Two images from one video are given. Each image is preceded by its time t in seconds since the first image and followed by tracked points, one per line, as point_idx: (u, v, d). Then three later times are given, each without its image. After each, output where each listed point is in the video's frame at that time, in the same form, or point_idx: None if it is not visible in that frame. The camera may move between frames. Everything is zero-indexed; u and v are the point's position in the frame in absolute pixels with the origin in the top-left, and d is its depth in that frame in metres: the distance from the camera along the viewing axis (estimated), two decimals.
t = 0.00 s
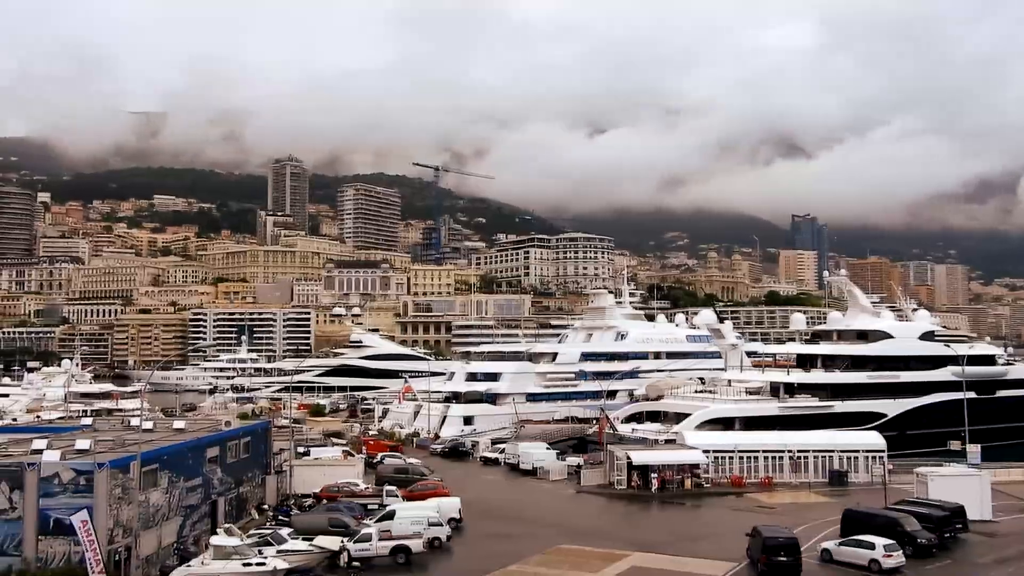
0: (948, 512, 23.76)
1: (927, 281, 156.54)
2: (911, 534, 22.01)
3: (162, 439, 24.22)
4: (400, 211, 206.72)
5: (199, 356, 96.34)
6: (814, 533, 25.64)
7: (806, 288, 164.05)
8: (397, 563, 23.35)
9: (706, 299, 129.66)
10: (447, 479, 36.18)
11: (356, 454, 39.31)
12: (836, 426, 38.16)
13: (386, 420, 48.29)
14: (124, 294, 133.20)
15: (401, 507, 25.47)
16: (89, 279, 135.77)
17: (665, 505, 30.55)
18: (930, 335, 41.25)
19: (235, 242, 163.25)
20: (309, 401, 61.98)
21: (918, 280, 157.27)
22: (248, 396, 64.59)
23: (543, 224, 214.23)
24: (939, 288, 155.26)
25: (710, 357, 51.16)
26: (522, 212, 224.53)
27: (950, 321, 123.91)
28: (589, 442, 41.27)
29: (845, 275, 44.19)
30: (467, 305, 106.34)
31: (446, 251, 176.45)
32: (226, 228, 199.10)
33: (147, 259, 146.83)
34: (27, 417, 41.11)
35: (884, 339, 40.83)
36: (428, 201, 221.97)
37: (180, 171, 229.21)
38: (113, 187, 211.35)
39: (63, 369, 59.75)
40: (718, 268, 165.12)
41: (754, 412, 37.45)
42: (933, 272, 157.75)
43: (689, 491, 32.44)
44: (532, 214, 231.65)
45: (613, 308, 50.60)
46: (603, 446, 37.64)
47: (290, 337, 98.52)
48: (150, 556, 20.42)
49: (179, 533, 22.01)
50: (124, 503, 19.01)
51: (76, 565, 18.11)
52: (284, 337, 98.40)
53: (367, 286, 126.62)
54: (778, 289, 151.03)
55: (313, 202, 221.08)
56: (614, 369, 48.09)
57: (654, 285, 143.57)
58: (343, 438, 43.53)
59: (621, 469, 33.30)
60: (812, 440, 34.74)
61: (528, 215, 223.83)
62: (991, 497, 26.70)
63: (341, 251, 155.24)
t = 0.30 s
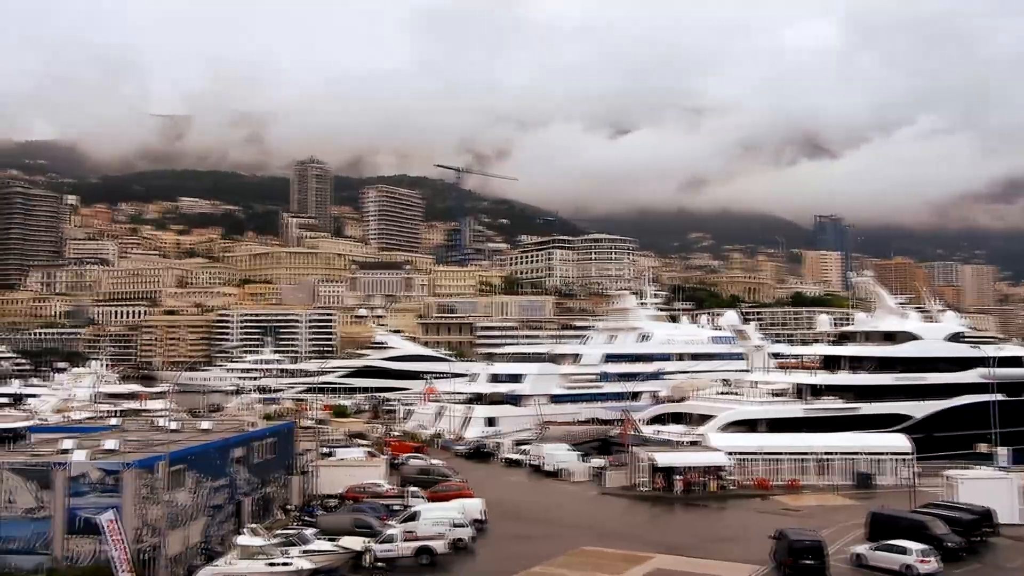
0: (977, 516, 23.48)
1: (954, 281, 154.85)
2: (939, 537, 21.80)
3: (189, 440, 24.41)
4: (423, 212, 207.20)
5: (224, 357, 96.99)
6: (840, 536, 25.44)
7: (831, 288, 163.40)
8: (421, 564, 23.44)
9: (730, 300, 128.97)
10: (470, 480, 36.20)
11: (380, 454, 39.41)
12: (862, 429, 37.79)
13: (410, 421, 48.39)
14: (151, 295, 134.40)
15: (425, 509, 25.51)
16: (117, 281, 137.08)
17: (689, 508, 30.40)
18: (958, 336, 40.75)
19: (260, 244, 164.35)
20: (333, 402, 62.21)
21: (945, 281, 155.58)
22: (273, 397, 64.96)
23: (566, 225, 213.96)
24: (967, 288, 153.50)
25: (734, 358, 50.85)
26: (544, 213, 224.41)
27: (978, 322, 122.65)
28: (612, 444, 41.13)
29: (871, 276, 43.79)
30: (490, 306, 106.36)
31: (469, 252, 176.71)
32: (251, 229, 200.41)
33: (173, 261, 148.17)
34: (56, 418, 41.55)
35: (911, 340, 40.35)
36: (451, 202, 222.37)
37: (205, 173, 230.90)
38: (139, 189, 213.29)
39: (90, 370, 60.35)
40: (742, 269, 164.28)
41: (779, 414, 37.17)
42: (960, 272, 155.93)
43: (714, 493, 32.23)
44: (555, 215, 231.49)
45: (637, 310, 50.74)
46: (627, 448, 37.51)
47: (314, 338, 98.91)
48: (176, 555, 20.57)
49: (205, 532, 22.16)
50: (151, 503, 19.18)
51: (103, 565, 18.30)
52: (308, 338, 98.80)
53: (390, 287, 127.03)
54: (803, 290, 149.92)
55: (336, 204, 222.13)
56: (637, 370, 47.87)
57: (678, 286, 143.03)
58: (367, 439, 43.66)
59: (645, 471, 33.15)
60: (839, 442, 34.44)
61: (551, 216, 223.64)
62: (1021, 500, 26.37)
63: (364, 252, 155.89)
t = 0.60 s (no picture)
0: (1013, 519, 23.14)
1: (988, 281, 152.69)
2: (974, 541, 21.47)
3: (220, 441, 24.67)
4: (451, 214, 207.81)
5: (254, 359, 97.88)
6: (872, 538, 25.20)
7: (862, 289, 161.91)
8: (450, 565, 23.58)
9: (759, 301, 128.08)
10: (499, 481, 36.25)
11: (409, 456, 39.53)
12: (894, 430, 37.39)
13: (438, 422, 48.52)
14: (183, 297, 135.88)
15: (453, 510, 25.57)
16: (149, 284, 138.82)
17: (719, 509, 30.24)
18: (993, 337, 40.17)
19: (289, 247, 165.75)
20: (363, 404, 62.53)
21: (979, 281, 153.34)
22: (303, 399, 65.44)
23: (594, 226, 213.49)
24: (1001, 288, 151.34)
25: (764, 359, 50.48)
26: (572, 214, 224.05)
27: (1013, 322, 120.84)
28: (641, 446, 40.99)
29: (903, 276, 43.27)
30: (518, 307, 106.33)
31: (497, 254, 177.00)
32: (280, 232, 201.93)
33: (204, 264, 149.74)
34: (90, 420, 42.13)
35: (945, 341, 39.81)
36: (479, 204, 222.87)
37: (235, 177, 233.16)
38: (171, 194, 215.93)
39: (124, 371, 61.15)
40: (771, 270, 163.18)
41: (810, 416, 36.86)
42: (995, 272, 153.71)
43: (744, 496, 32.00)
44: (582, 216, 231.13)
45: (666, 311, 50.34)
46: (656, 449, 37.37)
47: (343, 339, 99.43)
48: (208, 555, 20.83)
49: (236, 533, 22.34)
50: (183, 503, 19.39)
51: (136, 564, 18.49)
52: (337, 339, 99.37)
53: (418, 289, 127.52)
54: (833, 290, 148.58)
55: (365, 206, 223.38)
56: (666, 372, 47.67)
57: (707, 287, 142.36)
58: (396, 440, 43.82)
59: (674, 473, 32.92)
60: (871, 444, 34.07)
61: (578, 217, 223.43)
62: None
63: (392, 255, 156.60)
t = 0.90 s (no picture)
0: None
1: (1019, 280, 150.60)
2: (1007, 544, 21.11)
3: (247, 443, 24.84)
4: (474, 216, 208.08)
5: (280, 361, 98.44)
6: (901, 540, 24.96)
7: (889, 288, 160.25)
8: (476, 567, 23.59)
9: (785, 301, 127.11)
10: (524, 483, 36.25)
11: (434, 457, 39.62)
12: (923, 431, 36.99)
13: (463, 423, 48.58)
14: (209, 300, 136.99)
15: (479, 511, 25.60)
16: (176, 287, 140.08)
17: (746, 510, 30.07)
18: None
19: (314, 249, 166.64)
20: (388, 405, 62.72)
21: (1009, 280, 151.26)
22: (329, 401, 65.72)
23: (618, 227, 212.88)
24: None
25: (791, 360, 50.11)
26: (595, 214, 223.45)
27: None
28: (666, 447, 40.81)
29: (932, 275, 42.80)
30: (542, 309, 106.19)
31: (521, 256, 176.99)
32: (304, 235, 203.08)
33: (230, 267, 150.82)
34: (119, 422, 42.54)
35: (975, 340, 39.34)
36: (502, 205, 222.85)
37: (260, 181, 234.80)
38: (197, 198, 217.84)
39: (153, 374, 61.77)
40: (796, 270, 162.07)
41: (837, 416, 36.58)
42: None
43: (771, 497, 31.79)
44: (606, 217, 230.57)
45: (691, 312, 50.11)
46: (682, 451, 37.24)
47: (368, 342, 99.73)
48: (236, 556, 20.96)
49: (263, 534, 22.49)
50: (211, 504, 19.56)
51: (166, 565, 18.66)
52: (362, 342, 99.71)
53: (442, 291, 127.67)
54: (860, 290, 147.20)
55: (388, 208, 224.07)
56: (691, 373, 47.45)
57: (731, 288, 141.53)
58: (421, 442, 43.91)
59: (700, 474, 32.77)
60: (899, 445, 33.75)
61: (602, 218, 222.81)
62: None
63: (416, 256, 157.02)
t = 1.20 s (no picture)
0: None
1: None
2: None
3: (269, 444, 24.99)
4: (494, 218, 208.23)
5: (301, 363, 98.90)
6: (926, 542, 24.75)
7: (912, 288, 158.78)
8: (497, 568, 23.63)
9: (807, 301, 126.30)
10: (544, 484, 36.21)
11: (455, 458, 39.67)
12: (947, 432, 36.67)
13: (483, 425, 48.63)
14: (231, 303, 137.90)
15: (500, 513, 25.62)
16: (199, 290, 141.08)
17: (768, 512, 29.93)
18: None
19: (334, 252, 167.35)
20: (408, 407, 62.87)
21: None
22: (350, 403, 65.95)
23: (638, 227, 212.25)
24: None
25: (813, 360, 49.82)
26: (615, 215, 222.93)
27: None
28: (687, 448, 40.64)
29: (956, 275, 42.40)
30: (562, 310, 105.98)
31: (540, 257, 176.93)
32: (325, 237, 204.00)
33: (251, 270, 151.75)
34: (143, 424, 42.89)
35: (999, 340, 38.96)
36: (521, 206, 222.77)
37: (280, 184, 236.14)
38: (219, 201, 219.43)
39: (176, 376, 62.24)
40: (818, 270, 161.06)
41: (861, 417, 36.28)
42: None
43: (794, 498, 31.60)
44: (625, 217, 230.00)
45: (711, 312, 49.91)
46: (703, 451, 37.10)
47: (389, 344, 100.06)
48: (258, 556, 21.10)
49: (286, 535, 22.62)
50: (233, 506, 19.69)
51: (189, 566, 18.79)
52: (382, 344, 99.97)
53: (463, 292, 127.73)
54: (883, 290, 145.95)
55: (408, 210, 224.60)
56: (712, 374, 47.25)
57: (752, 288, 140.78)
58: (441, 443, 43.98)
59: (721, 475, 32.65)
60: (922, 446, 33.48)
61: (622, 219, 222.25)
62: None
63: (436, 258, 157.31)
